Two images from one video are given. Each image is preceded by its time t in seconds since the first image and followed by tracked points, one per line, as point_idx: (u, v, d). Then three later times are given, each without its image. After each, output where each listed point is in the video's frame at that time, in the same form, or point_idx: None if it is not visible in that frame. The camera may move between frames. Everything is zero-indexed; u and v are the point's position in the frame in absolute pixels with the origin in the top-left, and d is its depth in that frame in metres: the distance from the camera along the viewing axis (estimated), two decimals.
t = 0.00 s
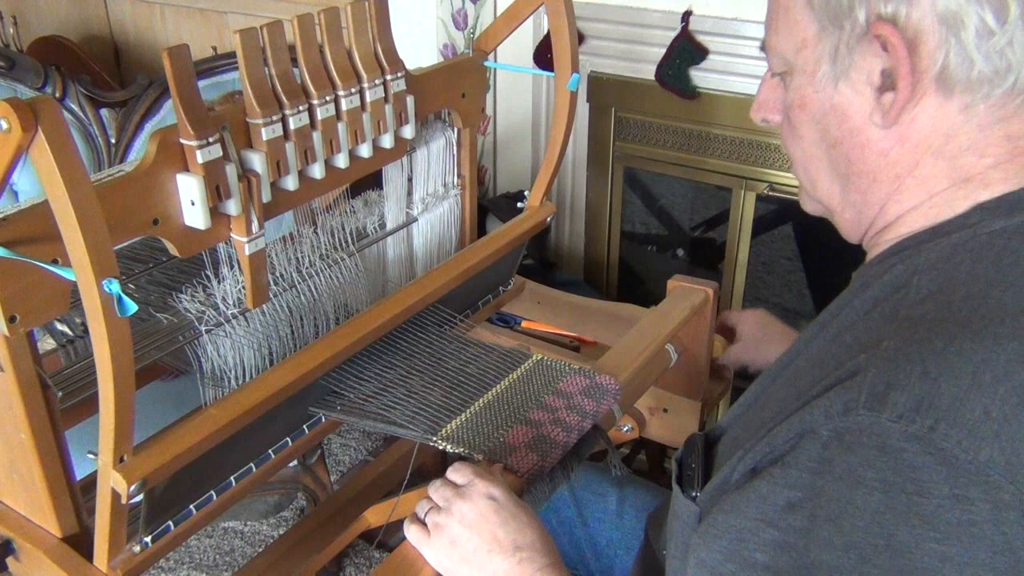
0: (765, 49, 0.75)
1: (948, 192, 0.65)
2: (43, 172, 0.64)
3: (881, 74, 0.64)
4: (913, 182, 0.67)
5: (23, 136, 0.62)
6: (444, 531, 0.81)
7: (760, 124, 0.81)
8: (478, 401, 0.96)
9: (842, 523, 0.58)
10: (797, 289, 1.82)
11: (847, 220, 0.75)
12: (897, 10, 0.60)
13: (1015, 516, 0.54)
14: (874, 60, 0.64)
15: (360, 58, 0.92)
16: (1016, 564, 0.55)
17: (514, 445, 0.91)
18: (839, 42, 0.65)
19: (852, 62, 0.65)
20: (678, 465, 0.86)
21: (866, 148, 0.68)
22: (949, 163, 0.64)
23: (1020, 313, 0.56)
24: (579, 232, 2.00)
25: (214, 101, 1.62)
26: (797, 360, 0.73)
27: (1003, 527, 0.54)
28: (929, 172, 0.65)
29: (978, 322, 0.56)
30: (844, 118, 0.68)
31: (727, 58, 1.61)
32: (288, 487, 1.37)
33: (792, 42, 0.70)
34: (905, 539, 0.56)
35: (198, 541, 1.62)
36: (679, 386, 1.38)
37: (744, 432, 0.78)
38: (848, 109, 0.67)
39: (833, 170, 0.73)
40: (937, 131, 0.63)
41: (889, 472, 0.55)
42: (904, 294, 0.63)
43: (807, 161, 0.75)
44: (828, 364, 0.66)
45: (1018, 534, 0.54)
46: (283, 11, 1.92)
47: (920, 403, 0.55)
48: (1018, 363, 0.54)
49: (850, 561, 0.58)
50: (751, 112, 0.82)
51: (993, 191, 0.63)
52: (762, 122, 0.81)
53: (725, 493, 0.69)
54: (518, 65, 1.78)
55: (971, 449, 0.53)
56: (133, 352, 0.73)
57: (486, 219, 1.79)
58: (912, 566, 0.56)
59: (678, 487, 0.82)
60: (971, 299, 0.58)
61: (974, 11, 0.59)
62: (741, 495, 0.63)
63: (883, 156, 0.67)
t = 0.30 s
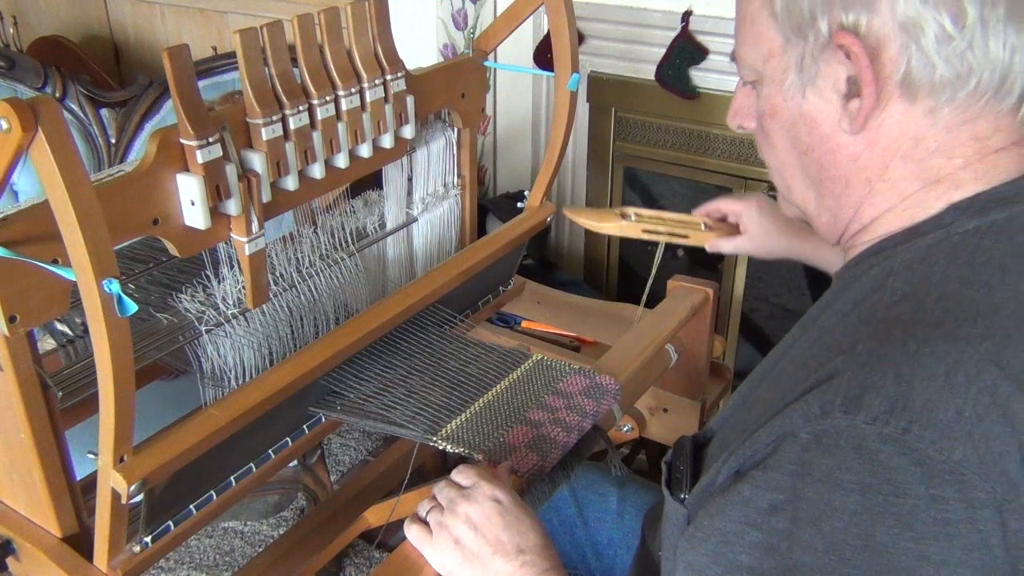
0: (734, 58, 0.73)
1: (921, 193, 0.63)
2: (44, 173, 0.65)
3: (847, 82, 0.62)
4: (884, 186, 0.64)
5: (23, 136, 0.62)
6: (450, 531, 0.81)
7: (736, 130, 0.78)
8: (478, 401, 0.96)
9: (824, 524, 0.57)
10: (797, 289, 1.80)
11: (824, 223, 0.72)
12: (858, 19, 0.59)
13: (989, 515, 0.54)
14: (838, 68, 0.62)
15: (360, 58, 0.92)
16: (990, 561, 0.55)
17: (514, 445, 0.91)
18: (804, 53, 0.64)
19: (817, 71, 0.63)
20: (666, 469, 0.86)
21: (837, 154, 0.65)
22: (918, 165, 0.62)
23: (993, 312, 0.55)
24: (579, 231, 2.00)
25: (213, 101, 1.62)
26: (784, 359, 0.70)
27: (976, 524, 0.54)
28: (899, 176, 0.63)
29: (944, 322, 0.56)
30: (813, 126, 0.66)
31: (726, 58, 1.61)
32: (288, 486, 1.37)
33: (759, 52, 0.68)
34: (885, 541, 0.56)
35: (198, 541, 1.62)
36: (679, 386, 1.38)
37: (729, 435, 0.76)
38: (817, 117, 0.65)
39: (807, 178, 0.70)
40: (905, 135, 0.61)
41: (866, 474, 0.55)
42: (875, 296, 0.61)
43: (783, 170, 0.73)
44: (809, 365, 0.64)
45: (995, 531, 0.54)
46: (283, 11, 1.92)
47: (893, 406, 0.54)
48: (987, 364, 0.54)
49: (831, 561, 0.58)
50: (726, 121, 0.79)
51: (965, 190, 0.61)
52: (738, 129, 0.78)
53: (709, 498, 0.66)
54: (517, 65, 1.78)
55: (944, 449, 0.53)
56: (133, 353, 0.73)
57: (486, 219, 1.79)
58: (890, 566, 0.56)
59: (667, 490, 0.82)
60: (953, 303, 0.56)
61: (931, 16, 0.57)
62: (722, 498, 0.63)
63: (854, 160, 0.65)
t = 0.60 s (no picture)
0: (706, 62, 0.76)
1: (890, 193, 0.66)
2: (43, 173, 0.65)
3: (811, 85, 0.65)
4: (854, 186, 0.67)
5: (23, 136, 0.62)
6: (452, 533, 0.81)
7: (714, 133, 0.81)
8: (478, 401, 0.96)
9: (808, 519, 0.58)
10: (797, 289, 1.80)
11: (798, 222, 0.75)
12: (819, 25, 0.62)
13: (972, 506, 0.54)
14: (803, 72, 0.65)
15: (360, 58, 0.92)
16: (974, 552, 0.55)
17: (514, 445, 0.91)
18: (769, 59, 0.67)
19: (783, 74, 0.66)
20: (654, 471, 0.87)
21: (805, 155, 0.69)
22: (887, 165, 0.65)
23: (968, 306, 0.58)
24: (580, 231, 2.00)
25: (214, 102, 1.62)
26: (766, 361, 0.71)
27: (960, 517, 0.55)
28: (869, 175, 0.66)
29: (921, 321, 0.57)
30: (783, 128, 0.69)
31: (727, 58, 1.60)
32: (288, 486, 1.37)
33: (728, 57, 0.71)
34: (870, 535, 0.56)
35: (198, 541, 1.62)
36: (679, 387, 1.38)
37: (714, 436, 0.77)
38: (785, 120, 0.68)
39: (779, 178, 0.73)
40: (870, 134, 0.64)
41: (848, 469, 0.56)
42: (854, 295, 0.63)
43: (757, 169, 0.76)
44: (788, 364, 0.65)
45: (978, 521, 0.55)
46: (283, 11, 1.92)
47: (874, 400, 0.55)
48: (965, 356, 0.56)
49: (818, 557, 0.58)
50: (704, 123, 0.82)
51: (931, 187, 0.64)
52: (716, 132, 0.81)
53: (697, 498, 0.67)
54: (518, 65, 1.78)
55: (925, 442, 0.54)
56: (133, 353, 0.73)
57: (486, 219, 1.79)
58: (874, 558, 0.57)
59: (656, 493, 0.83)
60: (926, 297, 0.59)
61: (887, 22, 0.60)
62: (709, 499, 0.63)
63: (822, 161, 0.68)
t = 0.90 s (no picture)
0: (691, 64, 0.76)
1: (871, 193, 0.66)
2: (44, 173, 0.65)
3: (795, 88, 0.65)
4: (836, 188, 0.68)
5: (24, 136, 0.62)
6: (456, 533, 0.81)
7: (698, 134, 0.81)
8: (479, 401, 0.96)
9: (783, 514, 0.58)
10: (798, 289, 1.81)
11: (785, 222, 0.75)
12: (802, 30, 0.62)
13: (937, 500, 0.54)
14: (786, 75, 0.65)
15: (360, 58, 0.92)
16: (946, 549, 0.55)
17: (514, 445, 0.91)
18: (753, 62, 0.66)
19: (766, 78, 0.66)
20: (643, 471, 0.87)
21: (789, 156, 0.69)
22: (869, 167, 0.65)
23: (941, 302, 0.58)
24: (579, 231, 2.00)
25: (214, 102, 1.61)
26: (751, 361, 0.70)
27: (928, 511, 0.54)
28: (851, 177, 0.66)
29: (906, 320, 0.57)
30: (767, 131, 0.69)
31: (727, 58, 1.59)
32: (288, 486, 1.37)
33: (712, 59, 0.71)
34: (837, 528, 0.56)
35: (198, 541, 1.62)
36: (678, 386, 1.38)
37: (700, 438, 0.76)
38: (769, 123, 0.68)
39: (765, 179, 0.73)
40: (853, 136, 0.64)
41: (816, 464, 0.56)
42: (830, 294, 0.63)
43: (743, 171, 0.76)
44: (768, 365, 0.65)
45: (944, 515, 0.54)
46: (283, 11, 1.92)
47: (839, 396, 0.56)
48: (933, 351, 0.56)
49: (788, 552, 0.58)
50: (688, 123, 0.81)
51: (911, 187, 0.64)
52: (701, 133, 0.81)
53: (679, 494, 0.67)
54: (517, 65, 1.78)
55: (890, 435, 0.54)
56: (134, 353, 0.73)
57: (486, 219, 1.79)
58: (839, 553, 0.57)
59: (642, 491, 0.84)
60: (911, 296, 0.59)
61: (870, 26, 0.60)
62: (689, 494, 0.64)
63: (806, 163, 0.68)
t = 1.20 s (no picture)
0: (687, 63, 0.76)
1: (874, 198, 0.67)
2: (44, 173, 0.65)
3: (798, 92, 0.65)
4: (838, 192, 0.68)
5: (24, 136, 0.62)
6: (455, 534, 0.81)
7: (691, 132, 0.80)
8: (478, 402, 0.96)
9: (785, 516, 0.58)
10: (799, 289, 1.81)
11: (784, 226, 0.76)
12: (808, 34, 0.62)
13: (958, 510, 0.54)
14: (790, 78, 0.64)
15: (360, 58, 0.92)
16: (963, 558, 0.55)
17: (514, 445, 0.91)
18: (755, 65, 0.66)
19: (770, 81, 0.66)
20: (645, 479, 0.87)
21: (790, 159, 0.69)
22: (873, 171, 0.66)
23: (952, 308, 0.58)
24: (579, 231, 2.00)
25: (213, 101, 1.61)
26: (755, 364, 0.70)
27: (948, 520, 0.54)
28: (854, 182, 0.67)
29: (909, 327, 0.58)
30: (767, 134, 0.69)
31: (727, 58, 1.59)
32: (288, 486, 1.37)
33: (712, 60, 0.71)
34: (857, 539, 0.56)
35: (198, 541, 1.61)
36: (679, 386, 1.38)
37: (705, 443, 0.76)
38: (771, 127, 0.68)
39: (763, 182, 0.73)
40: (856, 141, 0.65)
41: (836, 475, 0.56)
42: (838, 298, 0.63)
43: (741, 175, 0.76)
44: (774, 370, 0.65)
45: (966, 524, 0.54)
46: (283, 11, 1.92)
47: (860, 406, 0.55)
48: (953, 360, 0.56)
49: (807, 562, 0.58)
50: (681, 117, 0.81)
51: (917, 190, 0.65)
52: (693, 131, 0.80)
53: (689, 503, 0.66)
54: (518, 65, 1.78)
55: (913, 446, 0.54)
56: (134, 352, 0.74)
57: (486, 219, 1.79)
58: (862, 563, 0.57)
59: (647, 500, 0.84)
60: (917, 301, 0.59)
61: (879, 30, 0.60)
62: (700, 504, 0.63)
63: (808, 167, 0.68)
